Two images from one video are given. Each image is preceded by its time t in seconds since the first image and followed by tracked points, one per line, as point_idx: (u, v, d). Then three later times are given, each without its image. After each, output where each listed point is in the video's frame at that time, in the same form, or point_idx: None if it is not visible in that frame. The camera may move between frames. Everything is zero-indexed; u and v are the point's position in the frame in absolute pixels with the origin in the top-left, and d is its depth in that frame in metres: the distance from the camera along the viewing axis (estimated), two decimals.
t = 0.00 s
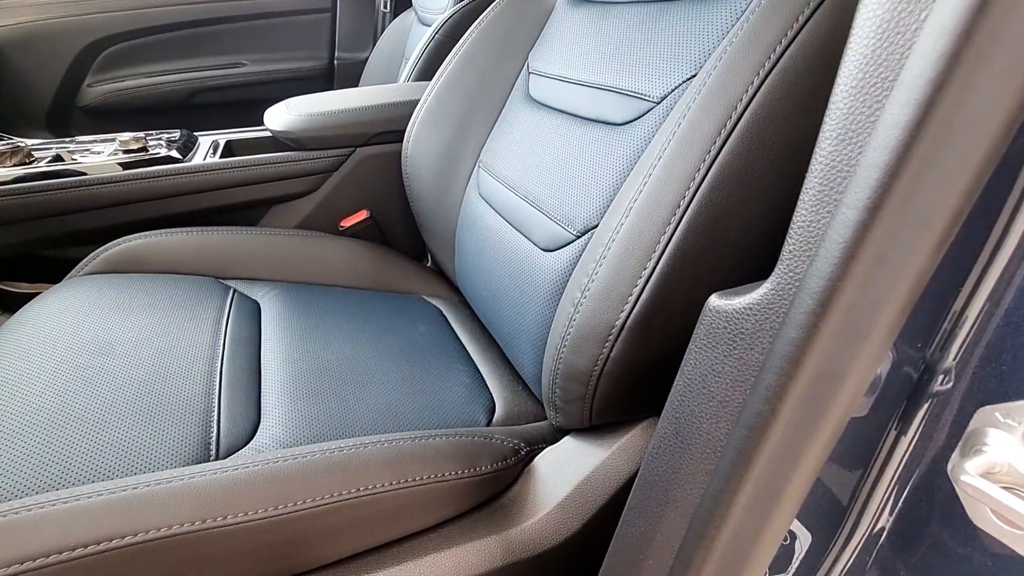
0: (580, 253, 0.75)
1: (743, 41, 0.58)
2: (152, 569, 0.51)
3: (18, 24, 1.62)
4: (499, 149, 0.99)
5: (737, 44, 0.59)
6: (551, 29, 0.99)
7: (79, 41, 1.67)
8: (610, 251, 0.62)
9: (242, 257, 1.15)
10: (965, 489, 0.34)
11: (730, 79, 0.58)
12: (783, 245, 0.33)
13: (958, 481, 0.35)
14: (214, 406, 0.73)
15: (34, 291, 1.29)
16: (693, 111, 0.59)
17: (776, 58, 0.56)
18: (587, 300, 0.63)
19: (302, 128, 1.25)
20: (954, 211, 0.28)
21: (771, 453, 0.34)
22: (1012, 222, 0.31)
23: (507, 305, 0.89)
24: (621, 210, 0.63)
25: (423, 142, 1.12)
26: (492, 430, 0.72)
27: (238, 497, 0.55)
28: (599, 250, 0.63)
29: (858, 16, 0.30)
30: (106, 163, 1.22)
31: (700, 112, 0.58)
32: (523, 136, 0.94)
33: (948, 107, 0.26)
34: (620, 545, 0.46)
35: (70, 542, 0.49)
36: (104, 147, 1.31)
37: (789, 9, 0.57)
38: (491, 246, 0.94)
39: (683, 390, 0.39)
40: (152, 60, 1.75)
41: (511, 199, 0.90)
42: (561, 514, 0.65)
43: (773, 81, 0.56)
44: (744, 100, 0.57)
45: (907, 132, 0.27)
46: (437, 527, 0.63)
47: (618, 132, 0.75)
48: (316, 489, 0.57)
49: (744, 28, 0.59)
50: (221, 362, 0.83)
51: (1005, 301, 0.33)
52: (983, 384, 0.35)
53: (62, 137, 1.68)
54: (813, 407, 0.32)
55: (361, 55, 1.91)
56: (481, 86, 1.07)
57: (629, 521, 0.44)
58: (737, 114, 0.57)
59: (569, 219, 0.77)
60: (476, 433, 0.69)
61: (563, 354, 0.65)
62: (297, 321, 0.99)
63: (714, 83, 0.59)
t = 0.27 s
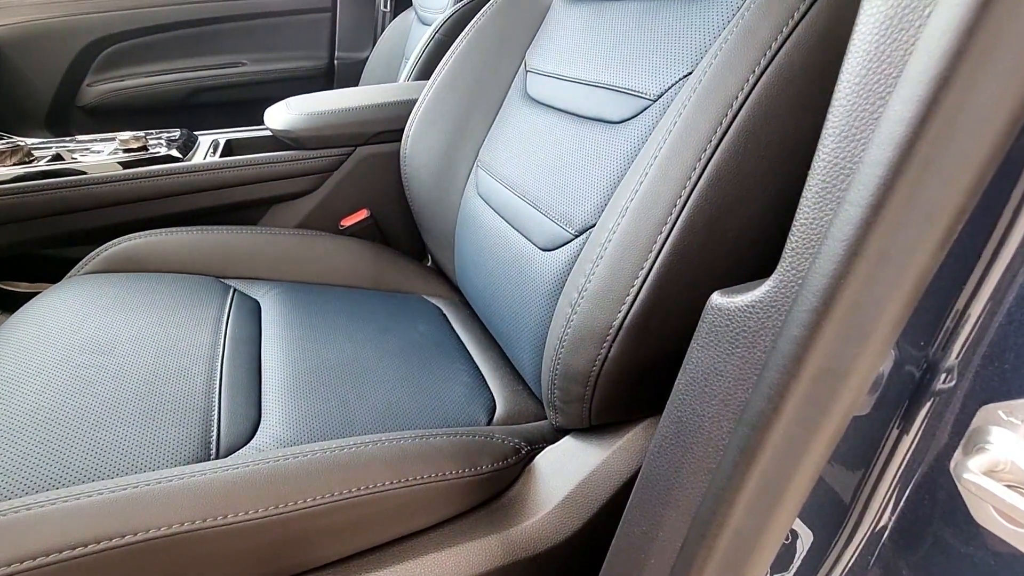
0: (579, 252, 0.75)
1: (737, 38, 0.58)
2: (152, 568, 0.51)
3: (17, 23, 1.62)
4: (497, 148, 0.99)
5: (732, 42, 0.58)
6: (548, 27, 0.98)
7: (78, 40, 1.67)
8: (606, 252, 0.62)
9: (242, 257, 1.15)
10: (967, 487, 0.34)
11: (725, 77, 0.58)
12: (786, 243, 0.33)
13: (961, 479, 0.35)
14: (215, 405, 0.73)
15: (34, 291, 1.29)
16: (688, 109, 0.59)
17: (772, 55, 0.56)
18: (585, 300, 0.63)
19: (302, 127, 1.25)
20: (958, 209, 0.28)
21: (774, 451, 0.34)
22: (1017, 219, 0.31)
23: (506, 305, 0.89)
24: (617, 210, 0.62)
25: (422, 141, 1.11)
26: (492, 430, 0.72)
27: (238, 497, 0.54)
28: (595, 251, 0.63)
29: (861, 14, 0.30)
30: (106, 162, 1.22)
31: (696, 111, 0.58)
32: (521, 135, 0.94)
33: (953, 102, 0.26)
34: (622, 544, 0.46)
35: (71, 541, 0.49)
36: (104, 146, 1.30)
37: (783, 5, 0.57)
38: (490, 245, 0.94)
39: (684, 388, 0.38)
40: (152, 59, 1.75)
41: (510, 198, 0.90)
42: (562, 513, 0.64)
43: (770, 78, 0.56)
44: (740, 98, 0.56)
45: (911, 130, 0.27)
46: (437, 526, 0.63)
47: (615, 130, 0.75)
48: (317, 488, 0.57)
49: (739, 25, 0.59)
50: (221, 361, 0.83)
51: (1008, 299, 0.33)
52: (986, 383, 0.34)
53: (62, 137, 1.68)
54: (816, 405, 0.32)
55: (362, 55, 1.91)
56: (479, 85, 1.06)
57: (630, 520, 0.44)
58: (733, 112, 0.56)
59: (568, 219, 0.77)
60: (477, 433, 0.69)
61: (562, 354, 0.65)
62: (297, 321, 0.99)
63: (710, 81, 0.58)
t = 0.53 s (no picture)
0: (575, 250, 0.74)
1: (730, 33, 0.58)
2: (150, 566, 0.51)
3: (16, 22, 1.61)
4: (494, 146, 0.98)
5: (725, 37, 0.58)
6: (544, 24, 0.98)
7: (77, 39, 1.67)
8: (600, 252, 0.61)
9: (240, 255, 1.15)
10: (969, 482, 0.34)
11: (718, 72, 0.57)
12: (787, 238, 0.33)
13: (962, 475, 0.34)
14: (213, 403, 0.73)
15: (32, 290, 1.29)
16: (682, 105, 0.58)
17: (765, 50, 0.55)
18: (580, 301, 0.63)
19: (302, 125, 1.25)
20: (961, 201, 0.27)
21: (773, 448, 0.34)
22: (1019, 213, 0.30)
23: (505, 303, 0.89)
24: (611, 208, 0.62)
25: (419, 139, 1.11)
26: (490, 428, 0.72)
27: (235, 495, 0.54)
28: (590, 251, 0.63)
29: (863, 5, 0.29)
30: (104, 160, 1.21)
31: (689, 108, 0.58)
32: (518, 133, 0.93)
33: (955, 92, 0.26)
34: (621, 543, 0.45)
35: (67, 538, 0.49)
36: (103, 144, 1.30)
37: None
38: (489, 243, 0.94)
39: (684, 385, 0.38)
40: (151, 58, 1.75)
41: (507, 196, 0.90)
42: (562, 512, 0.64)
43: (765, 71, 0.55)
44: (733, 94, 0.56)
45: (914, 121, 0.27)
46: (436, 525, 0.62)
47: (610, 127, 0.75)
48: (315, 486, 0.56)
49: (732, 20, 0.58)
50: (218, 359, 0.82)
51: (1009, 295, 0.33)
52: (988, 380, 0.34)
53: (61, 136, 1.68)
54: (818, 401, 0.32)
55: (361, 54, 1.92)
56: (476, 82, 1.06)
57: (629, 519, 0.44)
58: (727, 107, 0.56)
59: (564, 217, 0.77)
60: (476, 431, 0.68)
61: (558, 353, 0.65)
62: (295, 319, 0.99)
63: (702, 77, 0.58)
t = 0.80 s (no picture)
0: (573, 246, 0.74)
1: (726, 26, 0.57)
2: (151, 559, 0.51)
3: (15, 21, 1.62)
4: (492, 142, 0.98)
5: (719, 31, 0.57)
6: (541, 19, 0.98)
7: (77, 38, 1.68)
8: (595, 249, 0.61)
9: (240, 252, 1.15)
10: (972, 472, 0.34)
11: (712, 67, 0.57)
12: (790, 228, 0.32)
13: (965, 466, 0.34)
14: (214, 397, 0.73)
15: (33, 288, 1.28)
16: (677, 100, 0.58)
17: (759, 44, 0.55)
18: (577, 298, 0.62)
19: (302, 122, 1.25)
20: (962, 188, 0.28)
21: (775, 438, 0.34)
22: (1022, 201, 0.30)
23: (504, 299, 0.89)
24: (607, 205, 0.62)
25: (418, 136, 1.11)
26: (491, 423, 0.72)
27: (235, 489, 0.54)
28: (586, 248, 0.63)
29: None
30: (104, 157, 1.21)
31: (682, 104, 0.58)
32: (515, 129, 0.93)
33: (957, 81, 0.26)
34: (623, 535, 0.45)
35: (68, 531, 0.49)
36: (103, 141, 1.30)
37: None
38: (487, 239, 0.94)
39: (686, 377, 0.38)
40: (150, 56, 1.74)
41: (505, 192, 0.90)
42: (563, 507, 0.64)
43: (760, 64, 0.55)
44: (726, 89, 0.55)
45: (916, 109, 0.27)
46: (437, 519, 0.62)
47: (607, 123, 0.74)
48: (315, 480, 0.56)
49: (727, 13, 0.58)
50: (218, 354, 0.82)
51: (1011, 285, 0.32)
52: (990, 369, 0.34)
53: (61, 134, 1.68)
54: (820, 391, 0.32)
55: (361, 51, 1.91)
56: (474, 79, 1.06)
57: (631, 511, 0.44)
58: (722, 100, 0.55)
59: (562, 213, 0.76)
60: (478, 425, 0.68)
61: (556, 350, 0.64)
62: (296, 315, 0.99)
63: (696, 71, 0.58)
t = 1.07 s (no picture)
0: (588, 230, 0.74)
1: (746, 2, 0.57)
2: (175, 532, 0.51)
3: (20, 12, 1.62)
4: (504, 129, 0.98)
5: (739, 9, 0.57)
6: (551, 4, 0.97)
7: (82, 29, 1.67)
8: (615, 227, 0.61)
9: (251, 240, 1.15)
10: (1006, 436, 0.36)
11: (733, 44, 0.56)
12: (824, 190, 0.34)
13: (998, 430, 0.36)
14: (230, 380, 0.73)
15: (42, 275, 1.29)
16: (698, 77, 0.58)
17: (782, 20, 0.54)
18: (597, 273, 0.62)
19: (311, 111, 1.25)
20: (1003, 143, 0.29)
21: (808, 402, 0.35)
22: None
23: (516, 286, 0.89)
24: (627, 182, 0.61)
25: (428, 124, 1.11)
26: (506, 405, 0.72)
27: (256, 464, 0.54)
28: (604, 227, 0.62)
29: None
30: (110, 142, 1.20)
31: (706, 78, 0.57)
32: (527, 114, 0.93)
33: (1001, 38, 0.27)
34: (656, 497, 0.48)
35: (92, 505, 0.49)
36: (112, 129, 1.29)
37: None
38: (498, 226, 0.94)
39: (719, 342, 0.40)
40: (156, 49, 1.74)
41: (518, 177, 0.90)
42: (580, 486, 0.64)
43: (780, 41, 0.55)
44: (748, 67, 0.55)
45: (955, 70, 0.28)
46: (455, 499, 0.63)
47: (621, 107, 0.74)
48: (336, 457, 0.56)
49: None
50: (234, 338, 0.83)
51: None
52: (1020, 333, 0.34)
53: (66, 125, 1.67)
54: (856, 350, 0.33)
55: (365, 45, 1.91)
56: (484, 67, 1.06)
57: (666, 473, 0.46)
58: (744, 77, 0.55)
59: (576, 196, 0.76)
60: (494, 407, 0.68)
61: (575, 328, 0.64)
62: (309, 301, 0.99)
63: (719, 47, 0.57)
